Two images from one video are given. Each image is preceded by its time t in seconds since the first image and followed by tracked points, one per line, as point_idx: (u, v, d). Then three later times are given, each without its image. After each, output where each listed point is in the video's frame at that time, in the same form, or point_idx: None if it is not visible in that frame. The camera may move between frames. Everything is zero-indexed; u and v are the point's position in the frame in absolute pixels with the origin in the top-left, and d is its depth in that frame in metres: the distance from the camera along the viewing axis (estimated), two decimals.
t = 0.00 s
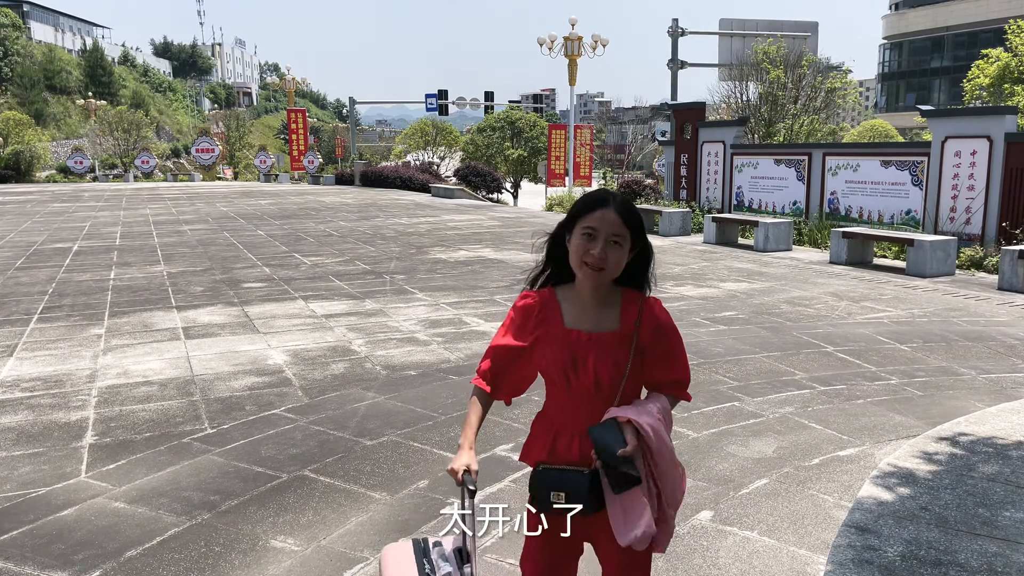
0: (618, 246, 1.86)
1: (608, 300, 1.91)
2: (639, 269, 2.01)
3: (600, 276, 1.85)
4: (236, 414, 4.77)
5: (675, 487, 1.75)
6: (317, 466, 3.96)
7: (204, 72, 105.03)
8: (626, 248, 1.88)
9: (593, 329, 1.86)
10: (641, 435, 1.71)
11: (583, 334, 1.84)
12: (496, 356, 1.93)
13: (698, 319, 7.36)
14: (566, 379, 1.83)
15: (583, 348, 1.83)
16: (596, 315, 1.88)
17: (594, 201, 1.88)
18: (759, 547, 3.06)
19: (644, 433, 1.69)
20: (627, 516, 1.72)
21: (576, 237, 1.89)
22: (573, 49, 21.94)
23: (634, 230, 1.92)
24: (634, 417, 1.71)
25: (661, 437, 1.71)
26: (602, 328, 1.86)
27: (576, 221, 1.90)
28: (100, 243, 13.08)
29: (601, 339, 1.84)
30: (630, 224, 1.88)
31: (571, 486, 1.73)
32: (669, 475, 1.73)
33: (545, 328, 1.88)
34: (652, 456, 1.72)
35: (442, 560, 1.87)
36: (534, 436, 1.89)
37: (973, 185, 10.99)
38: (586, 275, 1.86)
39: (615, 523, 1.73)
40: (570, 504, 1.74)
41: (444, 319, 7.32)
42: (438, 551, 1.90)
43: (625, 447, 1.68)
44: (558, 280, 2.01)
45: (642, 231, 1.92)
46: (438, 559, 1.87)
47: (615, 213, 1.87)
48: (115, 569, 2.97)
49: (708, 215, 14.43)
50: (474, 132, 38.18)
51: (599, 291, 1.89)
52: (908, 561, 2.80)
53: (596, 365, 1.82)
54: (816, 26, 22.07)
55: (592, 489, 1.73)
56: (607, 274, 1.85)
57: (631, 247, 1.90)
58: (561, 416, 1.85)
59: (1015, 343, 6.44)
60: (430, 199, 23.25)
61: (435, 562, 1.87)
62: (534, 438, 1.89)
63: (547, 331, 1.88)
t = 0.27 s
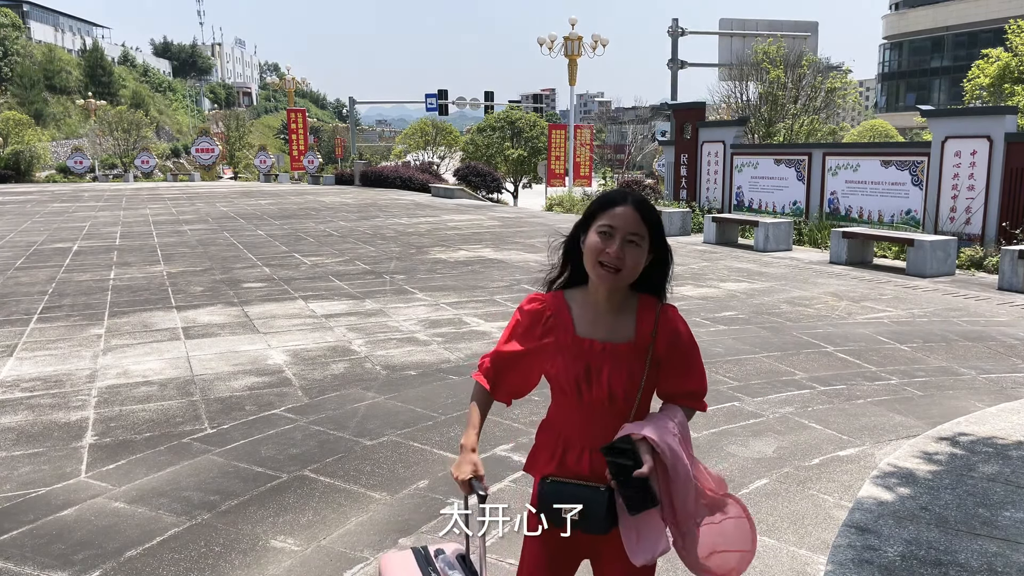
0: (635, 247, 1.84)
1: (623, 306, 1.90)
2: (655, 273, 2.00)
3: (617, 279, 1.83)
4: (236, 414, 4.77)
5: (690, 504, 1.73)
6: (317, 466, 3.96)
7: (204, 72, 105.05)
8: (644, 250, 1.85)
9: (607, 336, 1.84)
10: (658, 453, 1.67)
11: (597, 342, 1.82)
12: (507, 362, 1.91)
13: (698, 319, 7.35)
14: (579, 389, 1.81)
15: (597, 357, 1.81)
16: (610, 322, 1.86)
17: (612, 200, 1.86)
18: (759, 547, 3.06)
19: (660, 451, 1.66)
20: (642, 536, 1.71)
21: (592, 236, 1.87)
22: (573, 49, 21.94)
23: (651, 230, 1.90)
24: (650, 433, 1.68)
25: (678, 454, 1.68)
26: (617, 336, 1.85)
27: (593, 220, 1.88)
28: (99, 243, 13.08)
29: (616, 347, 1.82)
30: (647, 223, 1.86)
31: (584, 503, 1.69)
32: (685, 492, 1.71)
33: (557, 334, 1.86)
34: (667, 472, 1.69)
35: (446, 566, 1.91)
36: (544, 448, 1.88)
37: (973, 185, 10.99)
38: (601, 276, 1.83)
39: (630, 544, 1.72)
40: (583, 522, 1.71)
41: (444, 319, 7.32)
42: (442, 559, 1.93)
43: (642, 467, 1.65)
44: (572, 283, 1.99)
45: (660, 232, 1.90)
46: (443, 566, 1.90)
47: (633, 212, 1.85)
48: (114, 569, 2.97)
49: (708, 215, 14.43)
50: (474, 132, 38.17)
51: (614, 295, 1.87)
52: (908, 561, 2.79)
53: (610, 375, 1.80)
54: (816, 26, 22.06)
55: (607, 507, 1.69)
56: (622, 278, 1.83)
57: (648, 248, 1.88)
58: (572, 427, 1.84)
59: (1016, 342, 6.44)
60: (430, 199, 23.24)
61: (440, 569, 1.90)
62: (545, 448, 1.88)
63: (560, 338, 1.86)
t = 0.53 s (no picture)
0: (623, 247, 1.85)
1: (619, 310, 1.90)
2: (646, 278, 2.01)
3: (607, 284, 1.84)
4: (237, 414, 4.77)
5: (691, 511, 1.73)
6: (317, 465, 3.96)
7: (204, 72, 105.05)
8: (632, 250, 1.87)
9: (604, 342, 1.85)
10: (661, 461, 1.68)
11: (594, 348, 1.83)
12: (503, 371, 1.91)
13: (698, 319, 7.36)
14: (578, 396, 1.81)
15: (596, 364, 1.81)
16: (607, 328, 1.87)
17: (596, 203, 1.88)
18: (759, 547, 3.06)
19: (663, 459, 1.66)
20: (643, 547, 1.68)
21: (579, 241, 1.88)
22: (573, 49, 21.95)
23: (638, 232, 1.91)
24: (653, 441, 1.67)
25: (680, 462, 1.68)
26: (613, 341, 1.85)
27: (579, 224, 1.90)
28: (99, 243, 13.08)
29: (613, 353, 1.82)
30: (634, 224, 1.88)
31: (586, 515, 1.69)
32: (686, 500, 1.71)
33: (553, 341, 1.86)
34: (670, 479, 1.69)
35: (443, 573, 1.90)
36: (543, 458, 1.87)
37: (973, 184, 10.99)
38: (592, 281, 1.84)
39: (632, 554, 1.70)
40: (585, 532, 1.70)
41: (444, 319, 7.32)
42: (440, 564, 1.92)
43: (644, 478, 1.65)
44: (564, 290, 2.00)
45: (647, 231, 1.92)
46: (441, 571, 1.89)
47: (618, 213, 1.86)
48: (115, 569, 2.97)
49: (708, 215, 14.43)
50: (474, 132, 38.11)
51: (608, 300, 1.88)
52: (908, 561, 2.79)
53: (609, 382, 1.80)
54: (817, 26, 22.06)
55: (608, 516, 1.69)
56: (614, 280, 1.84)
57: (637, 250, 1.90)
58: (571, 436, 1.83)
59: (1016, 343, 6.44)
60: (430, 199, 23.25)
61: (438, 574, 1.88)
62: (544, 458, 1.87)
63: (556, 345, 1.86)
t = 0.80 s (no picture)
0: (610, 248, 1.85)
1: (613, 310, 1.90)
2: (640, 275, 2.00)
3: (598, 286, 1.83)
4: (237, 414, 4.77)
5: (691, 512, 1.72)
6: (317, 465, 3.96)
7: (204, 72, 105.02)
8: (620, 251, 1.87)
9: (600, 341, 1.85)
10: (656, 461, 1.65)
11: (589, 348, 1.83)
12: (501, 373, 1.93)
13: (698, 319, 7.36)
14: (575, 396, 1.81)
15: (592, 364, 1.81)
16: (602, 329, 1.87)
17: (580, 207, 1.87)
18: (759, 547, 3.06)
19: (660, 459, 1.64)
20: (642, 551, 1.70)
21: (565, 246, 1.88)
22: (573, 49, 21.96)
23: (626, 231, 1.90)
24: (650, 440, 1.65)
25: (677, 462, 1.66)
26: (608, 342, 1.86)
27: (563, 229, 1.89)
28: (99, 243, 13.08)
29: (609, 353, 1.82)
30: (620, 224, 1.87)
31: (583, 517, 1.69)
32: (686, 502, 1.70)
33: (548, 343, 1.87)
34: (667, 482, 1.67)
35: (442, 572, 1.90)
36: (542, 460, 1.87)
37: (973, 184, 10.99)
38: (583, 284, 1.84)
39: (631, 557, 1.71)
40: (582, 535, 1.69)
41: (444, 319, 7.32)
42: (439, 564, 1.93)
43: (640, 478, 1.63)
44: (558, 292, 2.01)
45: (634, 230, 1.91)
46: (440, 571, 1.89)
47: (602, 216, 1.85)
48: (114, 569, 2.97)
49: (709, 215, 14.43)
50: (474, 132, 38.07)
51: (601, 301, 1.88)
52: (908, 561, 2.79)
53: (605, 381, 1.80)
54: (817, 26, 22.05)
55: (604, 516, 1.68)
56: (605, 282, 1.84)
57: (625, 249, 1.89)
58: (570, 437, 1.83)
59: (1016, 343, 6.44)
60: (430, 199, 23.24)
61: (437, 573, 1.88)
62: (544, 459, 1.87)
63: (552, 345, 1.87)
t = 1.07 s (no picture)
0: (604, 249, 1.85)
1: (613, 312, 1.90)
2: (639, 275, 2.00)
3: (594, 288, 1.83)
4: (236, 414, 4.76)
5: (694, 515, 1.71)
6: (317, 465, 3.96)
7: (204, 72, 105.01)
8: (614, 253, 1.86)
9: (601, 343, 1.85)
10: (658, 463, 1.65)
11: (592, 350, 1.83)
12: (503, 374, 1.93)
13: (698, 319, 7.36)
14: (577, 398, 1.81)
15: (593, 365, 1.81)
16: (603, 330, 1.87)
17: (571, 210, 1.87)
18: (759, 547, 3.06)
19: (661, 462, 1.64)
20: (645, 552, 1.70)
21: (560, 250, 1.88)
22: (573, 49, 21.95)
23: (619, 230, 1.90)
24: (651, 444, 1.65)
25: (679, 464, 1.66)
26: (610, 343, 1.86)
27: (557, 232, 1.90)
28: (99, 243, 13.07)
29: (611, 354, 1.82)
30: (611, 225, 1.87)
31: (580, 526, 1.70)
32: (688, 504, 1.69)
33: (549, 346, 1.88)
34: (670, 484, 1.66)
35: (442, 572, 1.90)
36: (545, 461, 1.87)
37: (973, 184, 10.99)
38: (579, 288, 1.84)
39: (633, 558, 1.71)
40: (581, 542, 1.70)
41: (444, 319, 7.32)
42: (440, 563, 1.93)
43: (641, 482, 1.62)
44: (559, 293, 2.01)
45: (627, 230, 1.91)
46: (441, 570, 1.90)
47: (595, 219, 1.85)
48: (114, 569, 2.97)
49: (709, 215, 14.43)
50: (474, 132, 38.04)
51: (600, 302, 1.88)
52: (908, 561, 2.79)
53: (607, 382, 1.80)
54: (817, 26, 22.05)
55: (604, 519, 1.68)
56: (602, 283, 1.84)
57: (620, 250, 1.89)
58: (572, 439, 1.83)
59: (1016, 343, 6.43)
60: (430, 199, 23.24)
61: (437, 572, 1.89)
62: (546, 462, 1.87)
63: (553, 347, 1.87)
